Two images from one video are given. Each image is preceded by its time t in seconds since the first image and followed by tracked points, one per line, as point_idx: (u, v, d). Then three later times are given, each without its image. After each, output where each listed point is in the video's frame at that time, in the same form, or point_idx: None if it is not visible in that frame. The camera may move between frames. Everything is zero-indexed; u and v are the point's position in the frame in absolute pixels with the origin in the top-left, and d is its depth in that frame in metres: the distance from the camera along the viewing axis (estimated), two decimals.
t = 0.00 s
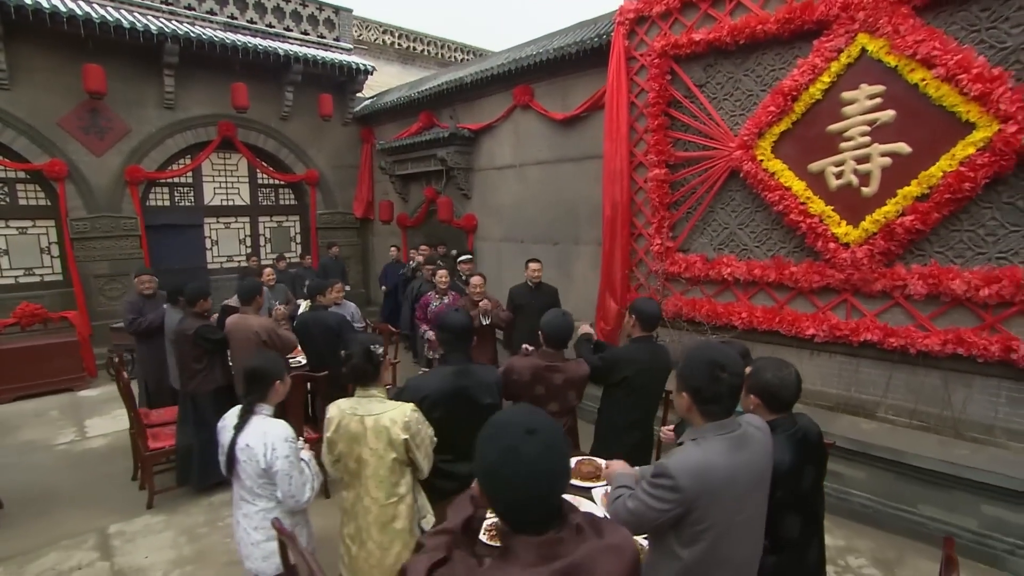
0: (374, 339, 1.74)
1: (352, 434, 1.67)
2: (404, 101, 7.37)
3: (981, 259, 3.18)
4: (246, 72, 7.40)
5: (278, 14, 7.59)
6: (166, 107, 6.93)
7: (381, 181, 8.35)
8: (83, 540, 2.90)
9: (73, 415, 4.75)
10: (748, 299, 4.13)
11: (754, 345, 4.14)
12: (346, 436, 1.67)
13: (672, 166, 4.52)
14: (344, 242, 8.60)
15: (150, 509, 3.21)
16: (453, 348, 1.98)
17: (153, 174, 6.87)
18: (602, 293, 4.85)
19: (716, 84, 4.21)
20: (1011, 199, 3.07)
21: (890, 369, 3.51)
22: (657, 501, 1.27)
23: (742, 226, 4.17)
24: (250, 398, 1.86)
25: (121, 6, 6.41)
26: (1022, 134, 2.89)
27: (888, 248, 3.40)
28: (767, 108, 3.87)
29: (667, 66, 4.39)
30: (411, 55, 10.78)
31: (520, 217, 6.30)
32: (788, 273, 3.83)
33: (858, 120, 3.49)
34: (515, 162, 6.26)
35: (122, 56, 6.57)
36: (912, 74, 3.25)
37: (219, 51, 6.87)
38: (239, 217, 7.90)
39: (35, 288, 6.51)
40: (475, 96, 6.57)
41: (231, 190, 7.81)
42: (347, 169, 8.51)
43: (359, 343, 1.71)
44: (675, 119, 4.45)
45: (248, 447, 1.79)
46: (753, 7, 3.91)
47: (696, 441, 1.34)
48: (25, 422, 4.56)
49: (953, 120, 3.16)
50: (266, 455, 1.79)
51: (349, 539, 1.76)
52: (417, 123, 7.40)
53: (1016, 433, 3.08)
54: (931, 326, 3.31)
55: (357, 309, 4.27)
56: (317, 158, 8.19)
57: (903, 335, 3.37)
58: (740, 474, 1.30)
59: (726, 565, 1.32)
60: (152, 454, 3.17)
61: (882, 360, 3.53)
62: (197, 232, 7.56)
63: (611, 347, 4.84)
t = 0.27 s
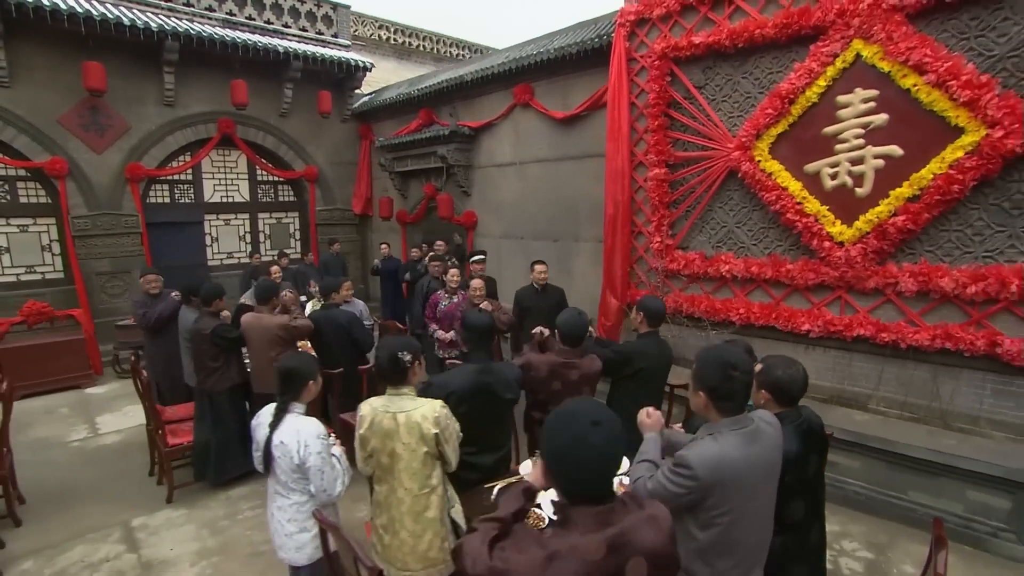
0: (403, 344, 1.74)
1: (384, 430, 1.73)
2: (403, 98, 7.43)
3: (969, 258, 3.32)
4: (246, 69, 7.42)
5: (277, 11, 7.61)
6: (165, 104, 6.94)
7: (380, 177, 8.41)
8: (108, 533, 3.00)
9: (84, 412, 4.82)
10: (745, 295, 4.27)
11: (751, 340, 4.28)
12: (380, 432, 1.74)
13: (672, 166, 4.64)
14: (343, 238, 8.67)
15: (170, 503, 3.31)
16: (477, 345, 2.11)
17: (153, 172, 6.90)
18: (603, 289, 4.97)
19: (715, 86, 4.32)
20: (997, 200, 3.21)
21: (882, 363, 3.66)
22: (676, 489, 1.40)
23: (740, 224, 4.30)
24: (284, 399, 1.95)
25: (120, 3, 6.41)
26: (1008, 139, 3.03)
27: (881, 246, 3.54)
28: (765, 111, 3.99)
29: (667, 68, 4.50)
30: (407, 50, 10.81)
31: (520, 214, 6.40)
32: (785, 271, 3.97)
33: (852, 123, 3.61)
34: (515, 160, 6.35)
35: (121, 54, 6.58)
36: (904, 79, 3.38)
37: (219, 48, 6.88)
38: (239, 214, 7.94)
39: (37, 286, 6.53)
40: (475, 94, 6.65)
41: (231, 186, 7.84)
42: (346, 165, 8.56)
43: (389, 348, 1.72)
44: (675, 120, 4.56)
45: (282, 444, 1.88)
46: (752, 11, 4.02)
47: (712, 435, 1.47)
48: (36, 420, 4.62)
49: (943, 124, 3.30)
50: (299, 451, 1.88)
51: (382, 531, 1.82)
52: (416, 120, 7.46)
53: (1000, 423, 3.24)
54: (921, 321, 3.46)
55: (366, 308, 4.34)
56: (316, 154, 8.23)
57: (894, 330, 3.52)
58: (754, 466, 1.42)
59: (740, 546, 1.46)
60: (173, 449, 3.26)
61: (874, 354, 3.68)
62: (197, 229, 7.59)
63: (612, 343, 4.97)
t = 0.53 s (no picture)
0: (438, 349, 1.83)
1: (413, 429, 1.79)
2: (402, 97, 7.49)
3: (955, 259, 3.48)
4: (245, 68, 7.46)
5: (276, 9, 7.63)
6: (166, 103, 6.97)
7: (378, 175, 8.49)
8: (132, 529, 3.10)
9: (93, 410, 4.90)
10: (742, 294, 4.41)
11: (747, 337, 4.43)
12: (409, 432, 1.80)
13: (671, 168, 4.76)
14: (342, 235, 8.74)
15: (189, 499, 3.41)
16: (496, 346, 2.24)
17: (154, 171, 6.94)
18: (604, 288, 5.10)
19: (713, 90, 4.44)
20: (982, 204, 3.36)
21: (873, 359, 3.82)
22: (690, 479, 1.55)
23: (736, 225, 4.44)
24: (312, 397, 1.93)
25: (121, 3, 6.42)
26: (993, 146, 3.18)
27: (872, 248, 3.69)
28: (762, 115, 4.12)
29: (667, 72, 4.61)
30: (404, 48, 10.85)
31: (519, 212, 6.51)
32: (780, 270, 4.11)
33: (845, 128, 3.75)
34: (515, 159, 6.44)
35: (122, 53, 6.60)
36: (896, 87, 3.51)
37: (220, 48, 6.92)
38: (239, 212, 7.99)
39: (39, 285, 6.57)
40: (475, 94, 6.74)
41: (231, 185, 7.89)
42: (345, 163, 8.62)
43: (425, 353, 1.80)
44: (674, 123, 4.68)
45: (310, 440, 1.86)
46: (749, 18, 4.14)
47: (724, 432, 1.60)
48: (46, 418, 4.68)
49: (932, 131, 3.44)
50: (327, 448, 1.85)
51: (409, 526, 1.87)
52: (416, 119, 7.54)
53: (984, 417, 3.41)
54: (910, 320, 3.62)
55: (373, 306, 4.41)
56: (315, 153, 8.29)
57: (884, 328, 3.67)
58: (762, 462, 1.56)
59: (747, 535, 1.60)
60: (192, 447, 3.36)
61: (866, 351, 3.84)
62: (198, 228, 7.64)
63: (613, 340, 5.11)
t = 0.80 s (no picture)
0: (467, 353, 1.91)
1: (439, 426, 1.90)
2: (403, 96, 7.56)
3: (946, 260, 3.61)
4: (247, 67, 7.51)
5: (276, 8, 7.67)
6: (169, 103, 7.02)
7: (379, 173, 8.56)
8: (154, 523, 3.21)
9: (104, 409, 4.98)
10: (740, 292, 4.54)
11: (744, 334, 4.56)
12: (436, 429, 1.90)
13: (670, 169, 4.88)
14: (343, 233, 8.81)
15: (207, 495, 3.51)
16: (511, 347, 2.34)
17: (158, 170, 6.99)
18: (605, 286, 5.22)
19: (712, 93, 4.55)
20: (971, 207, 3.49)
21: (866, 356, 3.96)
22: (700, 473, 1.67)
23: (735, 225, 4.56)
24: (337, 396, 1.94)
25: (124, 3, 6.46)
26: (982, 152, 3.31)
27: (866, 249, 3.82)
28: (760, 119, 4.23)
29: (667, 75, 4.71)
30: (402, 45, 10.88)
31: (520, 211, 6.61)
32: (777, 270, 4.24)
33: (841, 132, 3.87)
34: (516, 159, 6.53)
35: (125, 53, 6.64)
36: (889, 94, 3.63)
37: (222, 48, 6.97)
38: (241, 211, 8.05)
39: (44, 285, 6.62)
40: (475, 94, 6.82)
41: (233, 183, 7.95)
42: (346, 161, 8.68)
43: (455, 356, 1.88)
44: (674, 125, 4.79)
45: (338, 437, 1.87)
46: (748, 23, 4.24)
47: (732, 430, 1.72)
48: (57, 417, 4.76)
49: (924, 136, 3.56)
50: (354, 444, 1.87)
51: (432, 518, 1.97)
52: (417, 118, 7.61)
53: (972, 411, 3.55)
54: (902, 318, 3.75)
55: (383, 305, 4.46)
56: (316, 151, 8.35)
57: (877, 326, 3.81)
58: (767, 457, 1.69)
59: (751, 525, 1.72)
60: (209, 444, 3.47)
61: (860, 348, 3.98)
62: (201, 227, 7.70)
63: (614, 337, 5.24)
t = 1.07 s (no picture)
0: (496, 353, 2.03)
1: (467, 421, 2.03)
2: (405, 95, 7.64)
3: (935, 259, 3.77)
4: (250, 66, 7.57)
5: (278, 7, 7.73)
6: (173, 102, 7.08)
7: (380, 170, 8.65)
8: (178, 515, 3.34)
9: (118, 405, 5.09)
10: (738, 290, 4.69)
11: (742, 330, 4.72)
12: (464, 423, 2.04)
13: (671, 170, 5.01)
14: (345, 230, 8.90)
15: (227, 488, 3.64)
16: (527, 346, 2.48)
17: (162, 169, 7.06)
18: (607, 284, 5.36)
19: (712, 97, 4.68)
20: (960, 209, 3.65)
21: (859, 351, 4.12)
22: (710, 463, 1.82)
23: (733, 225, 4.70)
24: (367, 393, 2.04)
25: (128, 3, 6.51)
26: (970, 157, 3.46)
27: (859, 249, 3.97)
28: (758, 122, 4.36)
29: (667, 78, 4.83)
30: (400, 41, 10.92)
31: (521, 209, 6.72)
32: (774, 268, 4.39)
33: (836, 136, 4.01)
34: (518, 158, 6.63)
35: (130, 52, 6.69)
36: (882, 99, 3.77)
37: (226, 47, 7.03)
38: (244, 208, 8.12)
39: (51, 283, 6.70)
40: (477, 94, 6.92)
41: (236, 181, 8.03)
42: (347, 159, 8.76)
43: (484, 356, 2.00)
44: (674, 127, 4.92)
45: (370, 432, 1.99)
46: (746, 29, 4.37)
47: (739, 424, 1.87)
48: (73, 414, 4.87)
49: (916, 141, 3.71)
50: (385, 438, 1.99)
51: (459, 508, 2.10)
52: (418, 116, 7.69)
53: (959, 404, 3.72)
54: (893, 315, 3.92)
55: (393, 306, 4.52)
56: (318, 149, 8.43)
57: (870, 323, 3.97)
58: (770, 448, 1.85)
59: (754, 510, 1.88)
60: (229, 439, 3.60)
61: (853, 344, 4.14)
62: (205, 224, 7.78)
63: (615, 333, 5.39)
